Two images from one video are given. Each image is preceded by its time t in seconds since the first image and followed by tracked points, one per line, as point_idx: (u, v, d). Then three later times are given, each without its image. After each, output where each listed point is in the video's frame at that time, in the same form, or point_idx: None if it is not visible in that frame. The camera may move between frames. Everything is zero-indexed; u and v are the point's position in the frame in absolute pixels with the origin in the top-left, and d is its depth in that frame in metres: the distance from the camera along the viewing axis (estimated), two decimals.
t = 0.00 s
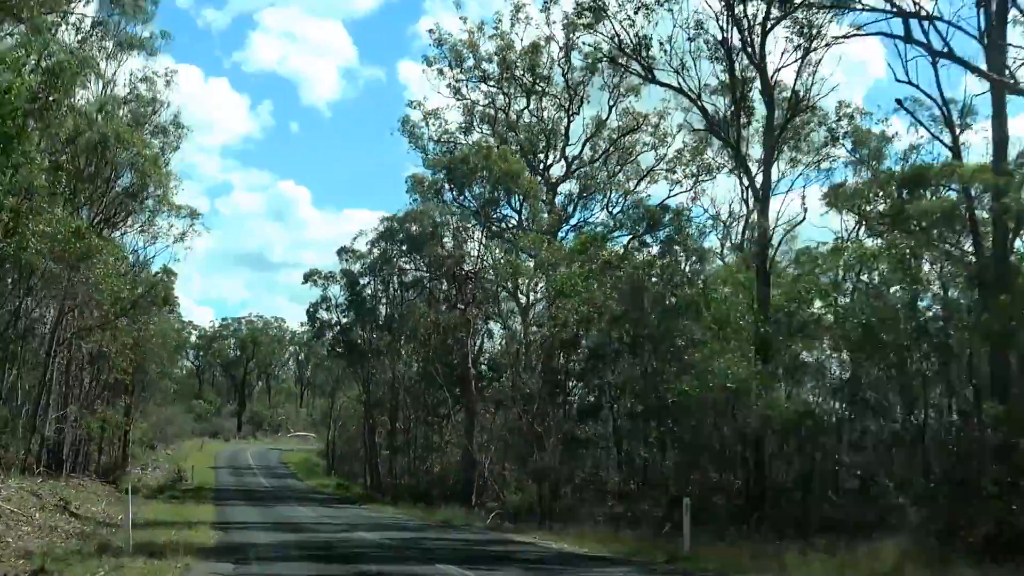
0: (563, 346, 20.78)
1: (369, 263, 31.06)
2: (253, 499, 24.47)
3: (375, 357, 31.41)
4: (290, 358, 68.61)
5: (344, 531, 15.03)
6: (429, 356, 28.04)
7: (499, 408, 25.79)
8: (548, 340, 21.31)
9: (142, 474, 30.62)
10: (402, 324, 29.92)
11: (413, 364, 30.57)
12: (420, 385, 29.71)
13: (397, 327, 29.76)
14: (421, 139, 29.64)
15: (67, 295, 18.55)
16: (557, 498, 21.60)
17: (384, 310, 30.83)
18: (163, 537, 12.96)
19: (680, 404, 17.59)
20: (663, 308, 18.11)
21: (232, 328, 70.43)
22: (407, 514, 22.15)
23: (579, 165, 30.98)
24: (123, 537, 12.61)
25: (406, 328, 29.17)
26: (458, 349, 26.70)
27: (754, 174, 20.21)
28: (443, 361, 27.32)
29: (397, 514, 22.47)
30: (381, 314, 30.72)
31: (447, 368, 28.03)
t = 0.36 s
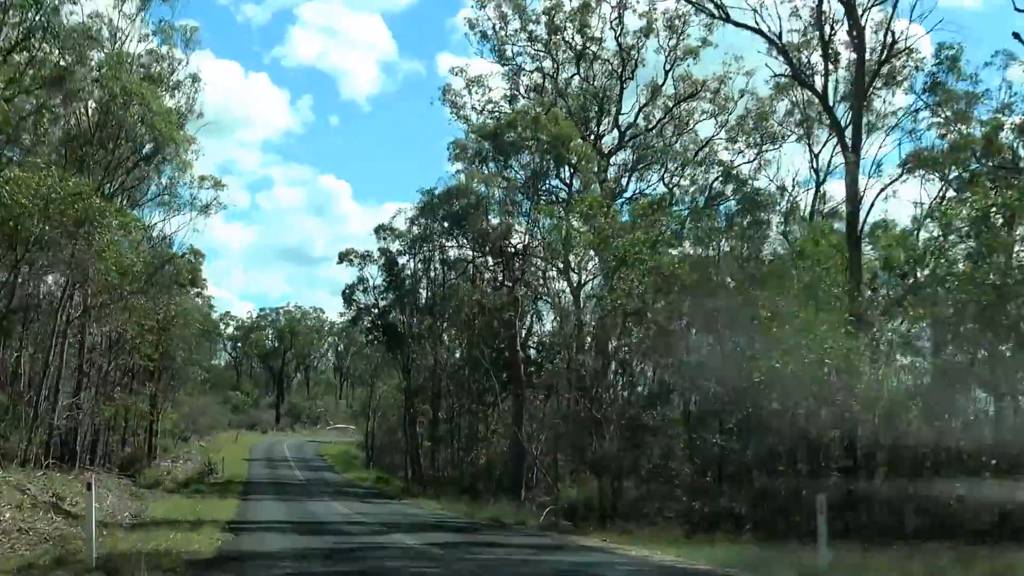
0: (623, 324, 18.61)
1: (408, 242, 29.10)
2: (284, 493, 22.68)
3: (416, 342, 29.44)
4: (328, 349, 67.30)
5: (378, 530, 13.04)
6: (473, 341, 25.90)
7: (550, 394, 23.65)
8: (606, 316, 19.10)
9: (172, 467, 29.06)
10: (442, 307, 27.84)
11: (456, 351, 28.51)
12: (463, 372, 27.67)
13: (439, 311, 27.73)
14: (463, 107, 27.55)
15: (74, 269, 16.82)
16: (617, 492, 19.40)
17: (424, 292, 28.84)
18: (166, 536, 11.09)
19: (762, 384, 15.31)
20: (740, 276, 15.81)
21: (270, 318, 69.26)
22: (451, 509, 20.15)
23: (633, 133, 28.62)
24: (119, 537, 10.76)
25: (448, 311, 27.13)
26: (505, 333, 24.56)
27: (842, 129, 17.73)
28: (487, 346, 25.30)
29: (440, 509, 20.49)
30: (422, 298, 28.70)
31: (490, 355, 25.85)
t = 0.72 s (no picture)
0: (696, 296, 16.30)
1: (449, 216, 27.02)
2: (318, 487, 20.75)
3: (459, 325, 27.37)
4: (367, 338, 65.75)
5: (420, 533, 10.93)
6: (522, 321, 23.73)
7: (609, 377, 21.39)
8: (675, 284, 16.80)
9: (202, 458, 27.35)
10: (488, 285, 25.71)
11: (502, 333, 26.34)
12: (512, 355, 25.53)
13: (484, 290, 25.60)
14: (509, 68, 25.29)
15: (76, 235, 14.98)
16: (692, 487, 17.02)
17: (468, 270, 26.68)
18: (160, 545, 9.05)
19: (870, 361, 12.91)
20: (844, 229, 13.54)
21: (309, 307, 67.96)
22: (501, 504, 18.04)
23: (694, 94, 26.16)
24: (103, 547, 8.73)
25: (493, 290, 25.00)
26: (557, 311, 22.34)
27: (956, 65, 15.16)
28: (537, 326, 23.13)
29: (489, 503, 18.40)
30: (466, 277, 26.58)
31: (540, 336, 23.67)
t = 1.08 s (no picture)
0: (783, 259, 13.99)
1: (491, 186, 24.83)
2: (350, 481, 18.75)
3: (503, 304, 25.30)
4: (406, 326, 64.00)
5: (470, 543, 8.73)
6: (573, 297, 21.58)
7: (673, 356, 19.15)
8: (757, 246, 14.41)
9: (229, 450, 25.56)
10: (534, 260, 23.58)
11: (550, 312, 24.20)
12: (563, 335, 23.27)
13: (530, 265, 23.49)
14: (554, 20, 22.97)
15: (63, 195, 13.06)
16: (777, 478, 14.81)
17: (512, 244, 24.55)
18: (129, 566, 7.01)
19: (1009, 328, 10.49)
20: (980, 169, 11.08)
21: (346, 294, 66.47)
22: (555, 499, 15.85)
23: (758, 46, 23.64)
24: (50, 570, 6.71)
25: (540, 264, 22.86)
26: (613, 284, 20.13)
27: None
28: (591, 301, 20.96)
29: (542, 498, 16.21)
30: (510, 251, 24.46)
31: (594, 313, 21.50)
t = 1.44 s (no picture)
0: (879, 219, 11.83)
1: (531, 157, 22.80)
2: (380, 482, 16.82)
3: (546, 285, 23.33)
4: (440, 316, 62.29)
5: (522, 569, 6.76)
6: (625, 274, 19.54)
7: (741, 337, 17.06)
8: (853, 203, 12.18)
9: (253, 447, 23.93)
10: (579, 235, 21.57)
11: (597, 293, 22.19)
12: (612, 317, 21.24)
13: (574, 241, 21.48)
14: None
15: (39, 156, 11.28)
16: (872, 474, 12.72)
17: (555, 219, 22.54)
18: None
19: None
20: None
21: (377, 287, 64.88)
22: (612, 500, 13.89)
23: None
24: None
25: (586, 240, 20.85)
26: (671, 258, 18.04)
27: None
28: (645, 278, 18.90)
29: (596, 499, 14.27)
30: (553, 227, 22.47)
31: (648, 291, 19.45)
